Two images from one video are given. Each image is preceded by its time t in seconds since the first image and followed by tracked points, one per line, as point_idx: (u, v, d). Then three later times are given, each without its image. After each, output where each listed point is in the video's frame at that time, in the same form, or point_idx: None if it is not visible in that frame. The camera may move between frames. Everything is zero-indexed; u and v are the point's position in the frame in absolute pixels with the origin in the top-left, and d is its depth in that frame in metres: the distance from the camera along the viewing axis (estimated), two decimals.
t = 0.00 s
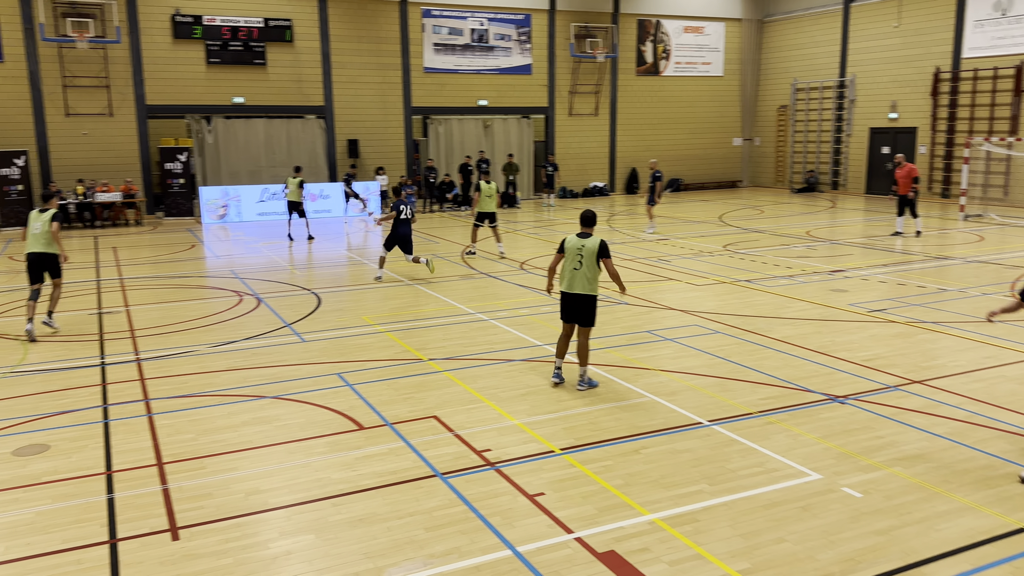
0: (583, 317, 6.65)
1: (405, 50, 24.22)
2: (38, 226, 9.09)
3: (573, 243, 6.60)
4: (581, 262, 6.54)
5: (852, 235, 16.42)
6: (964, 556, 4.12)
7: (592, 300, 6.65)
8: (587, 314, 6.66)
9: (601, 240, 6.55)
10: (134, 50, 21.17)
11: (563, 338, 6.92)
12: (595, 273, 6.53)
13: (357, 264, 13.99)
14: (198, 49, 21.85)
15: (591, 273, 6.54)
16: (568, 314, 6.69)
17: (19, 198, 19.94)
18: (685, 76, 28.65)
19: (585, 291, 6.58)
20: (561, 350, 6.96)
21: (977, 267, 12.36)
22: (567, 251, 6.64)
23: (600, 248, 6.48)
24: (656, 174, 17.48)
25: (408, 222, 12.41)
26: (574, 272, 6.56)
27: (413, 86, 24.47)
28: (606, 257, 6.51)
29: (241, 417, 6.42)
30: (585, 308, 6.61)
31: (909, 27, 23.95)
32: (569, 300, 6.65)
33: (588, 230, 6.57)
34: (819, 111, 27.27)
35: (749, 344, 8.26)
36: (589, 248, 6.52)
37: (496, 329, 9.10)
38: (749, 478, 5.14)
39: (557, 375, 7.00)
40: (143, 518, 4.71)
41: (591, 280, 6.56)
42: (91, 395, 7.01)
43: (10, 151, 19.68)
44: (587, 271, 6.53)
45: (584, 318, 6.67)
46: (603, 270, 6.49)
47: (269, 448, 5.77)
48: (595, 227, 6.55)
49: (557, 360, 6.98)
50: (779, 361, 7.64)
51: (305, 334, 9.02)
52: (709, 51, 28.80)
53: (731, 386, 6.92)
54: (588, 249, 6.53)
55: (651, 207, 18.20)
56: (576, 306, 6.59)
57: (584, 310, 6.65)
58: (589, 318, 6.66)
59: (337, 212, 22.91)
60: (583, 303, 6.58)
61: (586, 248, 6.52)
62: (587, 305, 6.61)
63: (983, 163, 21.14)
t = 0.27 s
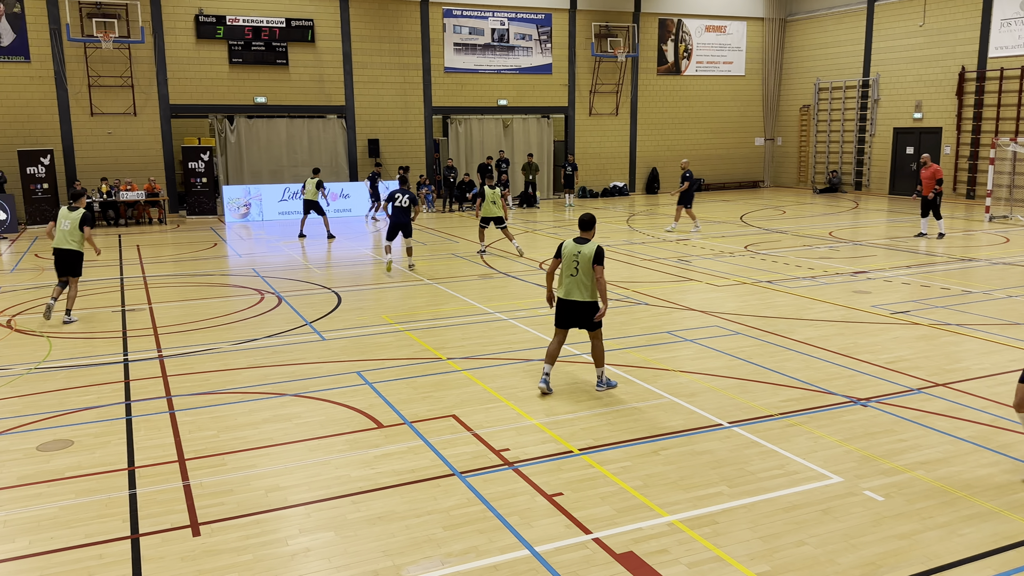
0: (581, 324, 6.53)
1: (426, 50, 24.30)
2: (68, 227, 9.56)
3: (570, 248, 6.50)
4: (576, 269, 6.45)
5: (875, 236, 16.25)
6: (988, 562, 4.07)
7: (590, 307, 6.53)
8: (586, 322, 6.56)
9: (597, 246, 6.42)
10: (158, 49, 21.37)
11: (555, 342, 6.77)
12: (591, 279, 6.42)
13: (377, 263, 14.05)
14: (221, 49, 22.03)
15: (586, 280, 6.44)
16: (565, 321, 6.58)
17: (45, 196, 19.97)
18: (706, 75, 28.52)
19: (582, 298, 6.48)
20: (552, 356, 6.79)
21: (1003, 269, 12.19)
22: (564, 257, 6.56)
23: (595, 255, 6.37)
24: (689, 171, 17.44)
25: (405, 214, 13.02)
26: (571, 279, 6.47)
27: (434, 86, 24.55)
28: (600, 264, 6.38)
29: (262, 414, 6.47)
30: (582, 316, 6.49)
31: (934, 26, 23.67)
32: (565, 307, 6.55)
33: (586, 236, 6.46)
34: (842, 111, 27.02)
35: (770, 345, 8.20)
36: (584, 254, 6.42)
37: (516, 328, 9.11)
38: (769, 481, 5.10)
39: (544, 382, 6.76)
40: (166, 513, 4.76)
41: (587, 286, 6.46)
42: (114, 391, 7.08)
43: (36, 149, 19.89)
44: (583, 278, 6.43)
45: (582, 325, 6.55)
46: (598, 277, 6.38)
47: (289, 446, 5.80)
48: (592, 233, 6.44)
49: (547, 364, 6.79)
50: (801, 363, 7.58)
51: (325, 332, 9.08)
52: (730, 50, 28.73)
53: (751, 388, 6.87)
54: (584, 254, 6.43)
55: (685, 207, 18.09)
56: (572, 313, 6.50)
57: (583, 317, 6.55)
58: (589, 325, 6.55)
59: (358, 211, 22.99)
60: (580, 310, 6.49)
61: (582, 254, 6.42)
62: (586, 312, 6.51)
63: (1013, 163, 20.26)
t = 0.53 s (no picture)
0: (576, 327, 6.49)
1: (441, 50, 24.35)
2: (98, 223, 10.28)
3: (565, 250, 6.46)
4: (571, 271, 6.40)
5: (893, 237, 16.11)
6: (1007, 566, 4.02)
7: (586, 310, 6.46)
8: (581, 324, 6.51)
9: (593, 249, 6.34)
10: (176, 49, 21.53)
11: (560, 349, 6.61)
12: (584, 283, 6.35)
13: (393, 263, 14.10)
14: (238, 49, 22.18)
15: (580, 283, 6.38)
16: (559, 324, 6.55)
17: (64, 196, 20.20)
18: (722, 75, 28.39)
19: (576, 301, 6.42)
20: (559, 365, 6.64)
21: None
22: (560, 259, 6.52)
23: (588, 258, 6.30)
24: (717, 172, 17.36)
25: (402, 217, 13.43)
26: (565, 282, 6.42)
27: (449, 86, 24.60)
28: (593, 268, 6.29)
29: (278, 413, 6.51)
30: (576, 319, 6.45)
31: (954, 24, 23.44)
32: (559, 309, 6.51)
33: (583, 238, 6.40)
34: (860, 111, 26.80)
35: (786, 347, 8.15)
36: (579, 257, 6.37)
37: (530, 328, 9.11)
38: (785, 483, 5.07)
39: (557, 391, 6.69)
40: (182, 510, 4.80)
41: (580, 289, 6.40)
42: (132, 389, 7.15)
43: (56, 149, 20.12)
44: (575, 281, 6.37)
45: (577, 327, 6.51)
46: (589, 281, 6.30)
47: (304, 444, 5.83)
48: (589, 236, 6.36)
49: (556, 374, 6.68)
50: (817, 364, 7.53)
51: (341, 331, 9.12)
52: (747, 50, 28.54)
53: (767, 389, 6.83)
54: (578, 257, 6.37)
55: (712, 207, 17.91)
56: (565, 315, 6.47)
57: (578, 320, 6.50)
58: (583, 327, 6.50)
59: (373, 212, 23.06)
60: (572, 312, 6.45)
61: (576, 257, 6.37)
62: (579, 315, 6.46)
63: None
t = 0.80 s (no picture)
0: (588, 328, 6.54)
1: (450, 50, 24.38)
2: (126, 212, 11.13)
3: (568, 254, 6.47)
4: (577, 273, 6.43)
5: (904, 237, 16.03)
6: (1018, 568, 4.00)
7: (592, 310, 6.54)
8: (590, 325, 6.56)
9: (596, 249, 6.47)
10: (184, 49, 21.61)
11: (562, 342, 6.83)
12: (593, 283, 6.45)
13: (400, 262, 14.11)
14: (247, 50, 22.25)
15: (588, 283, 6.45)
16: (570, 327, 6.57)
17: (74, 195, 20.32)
18: (731, 74, 28.31)
19: (585, 302, 6.47)
20: (561, 353, 6.86)
21: None
22: (562, 264, 6.51)
23: (597, 258, 6.42)
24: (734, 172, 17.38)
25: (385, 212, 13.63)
26: (572, 285, 6.44)
27: (457, 86, 24.63)
28: (602, 267, 6.44)
29: (286, 412, 6.53)
30: (588, 319, 6.51)
31: (964, 23, 23.33)
32: (568, 312, 6.53)
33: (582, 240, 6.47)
34: (870, 111, 26.68)
35: (795, 347, 8.13)
36: (583, 258, 6.43)
37: (538, 328, 9.11)
38: (794, 483, 5.05)
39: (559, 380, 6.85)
40: (191, 509, 4.82)
41: (590, 289, 6.47)
42: (141, 388, 7.18)
43: (66, 149, 20.22)
44: (585, 282, 6.43)
45: (588, 328, 6.56)
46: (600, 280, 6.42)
47: (312, 443, 5.85)
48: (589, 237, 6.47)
49: (558, 364, 6.86)
50: (826, 365, 7.50)
51: (349, 331, 9.13)
52: (756, 49, 28.47)
53: (775, 390, 6.81)
54: (583, 258, 6.43)
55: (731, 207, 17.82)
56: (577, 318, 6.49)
57: (587, 321, 6.55)
58: (595, 327, 6.56)
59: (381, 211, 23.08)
60: (584, 314, 6.49)
61: (580, 259, 6.43)
62: (589, 316, 6.51)
63: None
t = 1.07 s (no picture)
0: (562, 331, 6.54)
1: (450, 51, 24.39)
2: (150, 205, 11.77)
3: (534, 260, 6.41)
4: (546, 277, 6.41)
5: (905, 237, 16.02)
6: (1020, 567, 4.00)
7: (565, 312, 6.52)
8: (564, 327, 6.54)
9: (562, 252, 6.40)
10: (185, 50, 21.62)
11: (538, 344, 6.81)
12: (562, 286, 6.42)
13: (401, 262, 14.11)
14: (248, 50, 22.26)
15: (557, 286, 6.43)
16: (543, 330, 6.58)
17: (75, 196, 20.36)
18: (731, 74, 28.31)
19: (556, 304, 6.47)
20: (537, 356, 6.85)
21: None
22: (529, 270, 6.48)
23: (563, 261, 6.35)
24: (743, 171, 17.40)
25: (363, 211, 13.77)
26: (541, 289, 6.45)
27: (458, 86, 24.63)
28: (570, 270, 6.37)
29: (287, 412, 6.53)
30: (561, 322, 6.50)
31: (965, 23, 23.30)
32: (541, 316, 6.53)
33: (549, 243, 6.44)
34: (870, 110, 26.68)
35: (796, 346, 8.12)
36: (549, 262, 6.39)
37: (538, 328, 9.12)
38: (795, 483, 5.05)
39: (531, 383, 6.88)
40: (192, 509, 4.82)
41: (559, 292, 6.45)
42: (142, 388, 7.18)
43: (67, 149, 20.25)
44: (553, 286, 6.42)
45: (562, 331, 6.55)
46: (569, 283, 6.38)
47: (314, 444, 5.85)
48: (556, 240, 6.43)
49: (534, 366, 6.88)
50: (827, 364, 7.50)
51: (350, 331, 9.14)
52: (757, 49, 28.46)
53: (776, 389, 6.81)
54: (551, 263, 6.39)
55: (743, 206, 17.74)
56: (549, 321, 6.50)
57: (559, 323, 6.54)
58: (569, 330, 6.55)
59: (382, 211, 23.07)
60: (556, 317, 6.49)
61: (547, 263, 6.39)
62: (561, 318, 6.51)
63: None
